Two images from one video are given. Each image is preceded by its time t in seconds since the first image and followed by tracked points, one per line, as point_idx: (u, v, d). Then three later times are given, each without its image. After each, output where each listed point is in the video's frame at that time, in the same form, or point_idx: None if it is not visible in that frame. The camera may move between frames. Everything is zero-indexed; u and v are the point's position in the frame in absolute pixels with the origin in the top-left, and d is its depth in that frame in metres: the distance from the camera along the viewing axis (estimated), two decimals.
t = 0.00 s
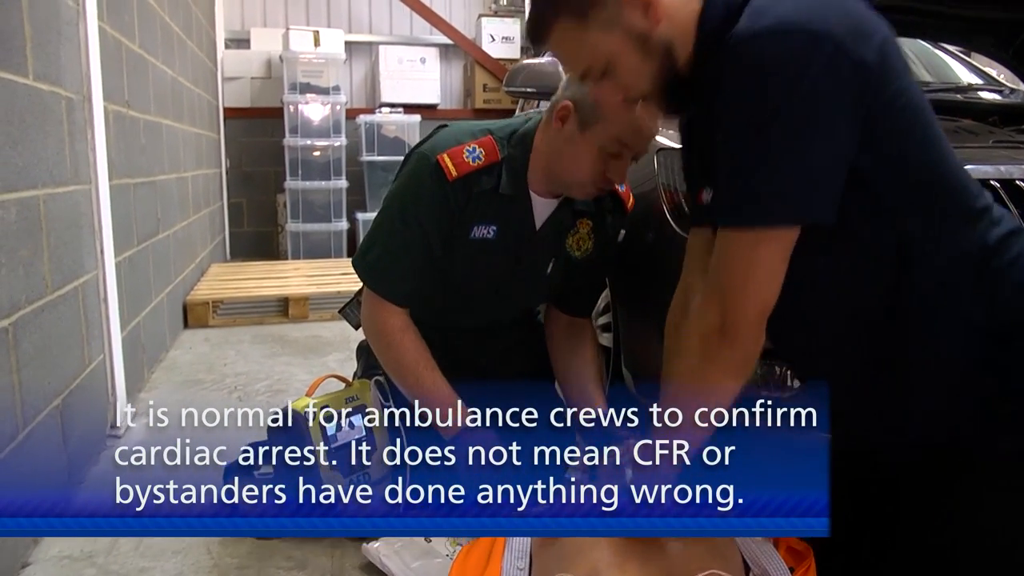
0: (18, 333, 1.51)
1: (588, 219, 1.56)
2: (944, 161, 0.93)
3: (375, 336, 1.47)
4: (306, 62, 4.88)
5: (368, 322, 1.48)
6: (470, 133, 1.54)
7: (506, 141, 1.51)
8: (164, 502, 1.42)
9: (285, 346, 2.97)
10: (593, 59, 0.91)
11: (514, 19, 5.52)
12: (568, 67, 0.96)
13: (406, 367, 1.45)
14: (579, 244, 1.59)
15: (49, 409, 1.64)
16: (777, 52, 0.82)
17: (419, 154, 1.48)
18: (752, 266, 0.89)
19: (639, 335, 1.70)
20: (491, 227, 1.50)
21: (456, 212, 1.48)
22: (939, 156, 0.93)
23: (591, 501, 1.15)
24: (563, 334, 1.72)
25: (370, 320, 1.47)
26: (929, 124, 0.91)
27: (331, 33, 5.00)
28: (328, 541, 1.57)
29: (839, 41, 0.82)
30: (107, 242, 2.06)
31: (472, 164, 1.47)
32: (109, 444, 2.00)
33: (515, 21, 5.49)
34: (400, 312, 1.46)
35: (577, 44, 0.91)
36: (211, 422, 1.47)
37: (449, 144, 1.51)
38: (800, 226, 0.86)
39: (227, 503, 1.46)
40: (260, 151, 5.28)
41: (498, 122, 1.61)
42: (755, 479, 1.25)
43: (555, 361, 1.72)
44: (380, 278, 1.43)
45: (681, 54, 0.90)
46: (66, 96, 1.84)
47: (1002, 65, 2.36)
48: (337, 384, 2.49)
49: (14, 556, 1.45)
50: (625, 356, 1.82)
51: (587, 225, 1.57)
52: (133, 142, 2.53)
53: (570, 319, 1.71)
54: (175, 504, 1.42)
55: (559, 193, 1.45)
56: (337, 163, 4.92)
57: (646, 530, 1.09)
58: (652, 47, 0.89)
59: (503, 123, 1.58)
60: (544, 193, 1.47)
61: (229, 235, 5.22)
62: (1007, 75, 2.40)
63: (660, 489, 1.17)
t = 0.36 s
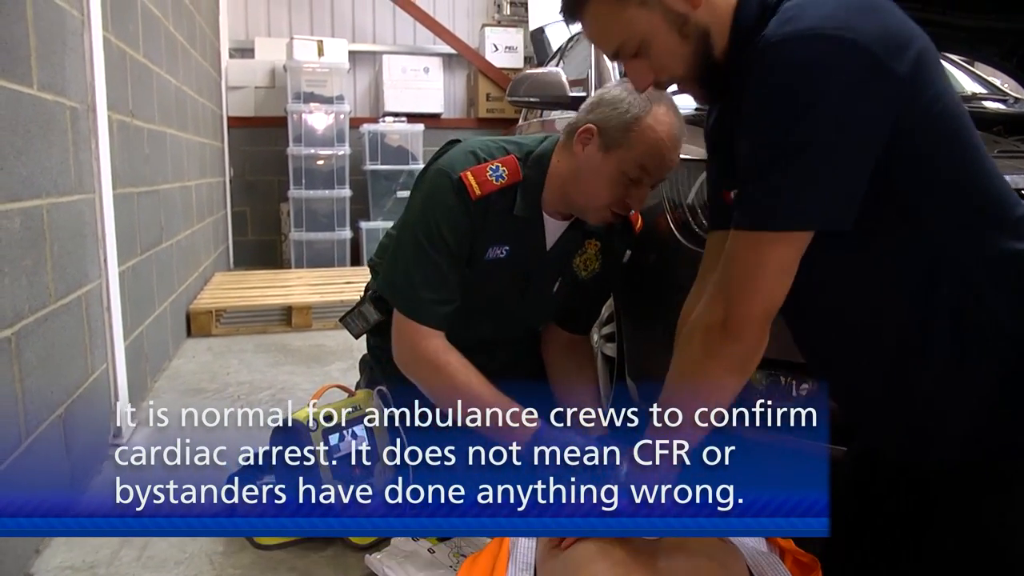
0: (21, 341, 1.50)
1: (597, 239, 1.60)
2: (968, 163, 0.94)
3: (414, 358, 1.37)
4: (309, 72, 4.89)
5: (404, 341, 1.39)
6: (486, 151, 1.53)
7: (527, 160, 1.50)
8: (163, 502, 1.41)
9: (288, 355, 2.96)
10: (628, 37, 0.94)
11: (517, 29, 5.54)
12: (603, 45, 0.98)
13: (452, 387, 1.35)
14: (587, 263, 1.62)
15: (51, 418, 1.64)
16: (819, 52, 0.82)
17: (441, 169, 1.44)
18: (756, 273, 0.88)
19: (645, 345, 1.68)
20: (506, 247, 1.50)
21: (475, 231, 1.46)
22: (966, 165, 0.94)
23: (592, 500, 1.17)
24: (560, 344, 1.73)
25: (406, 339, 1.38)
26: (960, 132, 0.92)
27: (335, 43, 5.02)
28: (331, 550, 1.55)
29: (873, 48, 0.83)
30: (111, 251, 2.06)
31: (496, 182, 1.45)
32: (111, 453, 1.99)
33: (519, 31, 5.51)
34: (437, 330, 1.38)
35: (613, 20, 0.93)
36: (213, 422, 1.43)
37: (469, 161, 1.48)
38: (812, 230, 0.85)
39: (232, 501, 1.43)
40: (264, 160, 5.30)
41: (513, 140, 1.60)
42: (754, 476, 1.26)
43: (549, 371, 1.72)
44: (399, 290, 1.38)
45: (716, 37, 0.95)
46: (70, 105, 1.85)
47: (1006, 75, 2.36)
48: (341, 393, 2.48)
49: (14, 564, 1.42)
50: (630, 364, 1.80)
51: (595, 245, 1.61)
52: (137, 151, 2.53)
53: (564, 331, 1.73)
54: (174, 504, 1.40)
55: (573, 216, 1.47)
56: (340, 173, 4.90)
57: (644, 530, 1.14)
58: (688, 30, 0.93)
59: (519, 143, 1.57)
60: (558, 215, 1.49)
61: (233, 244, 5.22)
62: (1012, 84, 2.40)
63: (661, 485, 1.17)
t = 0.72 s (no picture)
0: (30, 340, 1.51)
1: (609, 251, 1.60)
2: (957, 209, 0.98)
3: (429, 368, 1.37)
4: (317, 74, 4.91)
5: (418, 354, 1.39)
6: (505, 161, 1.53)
7: (546, 172, 1.51)
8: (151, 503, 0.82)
9: (295, 356, 2.97)
10: (603, 139, 0.97)
11: (524, 31, 5.54)
12: (580, 145, 1.02)
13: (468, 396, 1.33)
14: (599, 275, 1.62)
15: (59, 416, 1.64)
16: (799, 119, 0.87)
17: (463, 179, 1.45)
18: (770, 326, 0.90)
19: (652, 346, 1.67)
20: (519, 258, 1.52)
21: (491, 243, 1.48)
22: (956, 209, 0.97)
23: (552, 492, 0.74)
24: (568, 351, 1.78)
25: (421, 350, 1.38)
26: (948, 184, 0.96)
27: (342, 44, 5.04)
28: (337, 551, 1.54)
29: (853, 110, 0.88)
30: (119, 251, 2.07)
31: (516, 194, 1.45)
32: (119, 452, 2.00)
33: (526, 33, 5.52)
34: (455, 341, 1.39)
35: (589, 120, 0.97)
36: (200, 428, 0.97)
37: (489, 171, 1.49)
38: (814, 291, 0.89)
39: (234, 504, 0.85)
40: (271, 162, 5.31)
41: (530, 149, 1.61)
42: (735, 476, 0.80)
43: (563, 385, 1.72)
44: (417, 301, 1.39)
45: (686, 135, 0.97)
46: (81, 106, 1.85)
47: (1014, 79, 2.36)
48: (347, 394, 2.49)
49: (22, 563, 1.42)
50: (637, 365, 1.80)
51: (606, 257, 1.60)
52: (146, 152, 2.55)
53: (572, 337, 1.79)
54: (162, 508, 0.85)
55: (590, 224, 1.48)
56: (347, 174, 4.92)
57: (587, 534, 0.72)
58: (660, 131, 0.96)
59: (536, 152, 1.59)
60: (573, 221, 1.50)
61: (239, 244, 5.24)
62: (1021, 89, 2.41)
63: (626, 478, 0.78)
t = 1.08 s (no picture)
0: (27, 341, 1.51)
1: (610, 262, 1.61)
2: None
3: (431, 384, 1.40)
4: (317, 77, 4.91)
5: (422, 370, 1.42)
6: (508, 173, 1.57)
7: (549, 185, 1.55)
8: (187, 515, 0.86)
9: (292, 359, 2.97)
10: (826, 38, 0.77)
11: (524, 37, 5.56)
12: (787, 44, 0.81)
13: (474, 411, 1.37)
14: (599, 286, 1.62)
15: (56, 417, 1.63)
16: None
17: (467, 193, 1.48)
18: (948, 326, 0.72)
19: (650, 352, 1.67)
20: (519, 270, 1.56)
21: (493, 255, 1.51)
22: None
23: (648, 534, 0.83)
24: (569, 364, 1.78)
25: (424, 367, 1.41)
26: None
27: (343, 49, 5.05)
28: (333, 555, 1.53)
29: None
30: (118, 252, 2.07)
31: (519, 208, 1.50)
32: (115, 454, 1.99)
33: (526, 39, 5.54)
34: (457, 352, 1.41)
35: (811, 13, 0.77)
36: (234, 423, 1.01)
37: (493, 185, 1.53)
38: None
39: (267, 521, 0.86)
40: (270, 165, 5.32)
41: (533, 159, 1.65)
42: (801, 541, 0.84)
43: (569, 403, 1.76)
44: (419, 309, 1.41)
45: (909, 68, 0.80)
46: (82, 108, 1.86)
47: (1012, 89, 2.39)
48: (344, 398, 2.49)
49: (17, 564, 1.41)
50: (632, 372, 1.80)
51: (608, 269, 1.61)
52: (146, 154, 2.55)
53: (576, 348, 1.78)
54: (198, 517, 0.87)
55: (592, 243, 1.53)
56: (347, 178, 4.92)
57: None
58: (887, 50, 0.78)
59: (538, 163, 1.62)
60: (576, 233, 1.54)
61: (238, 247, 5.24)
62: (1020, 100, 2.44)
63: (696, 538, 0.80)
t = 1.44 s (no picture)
0: (16, 339, 1.50)
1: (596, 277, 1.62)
2: None
3: (426, 402, 1.40)
4: (306, 73, 4.89)
5: (418, 388, 1.41)
6: (497, 187, 1.54)
7: (539, 201, 1.52)
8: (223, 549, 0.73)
9: (282, 356, 2.96)
10: None
11: (513, 31, 5.55)
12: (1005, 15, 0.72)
13: (470, 423, 1.38)
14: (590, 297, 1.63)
15: (45, 415, 1.63)
16: None
17: (455, 209, 1.45)
18: None
19: (641, 345, 1.68)
20: (508, 285, 1.54)
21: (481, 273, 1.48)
22: None
23: None
24: (564, 364, 1.81)
25: (419, 384, 1.40)
26: None
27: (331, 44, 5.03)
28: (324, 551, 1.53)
29: None
30: (106, 249, 2.06)
31: (507, 228, 1.47)
32: (105, 452, 1.99)
33: (515, 33, 5.53)
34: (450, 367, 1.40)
35: None
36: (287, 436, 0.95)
37: (480, 202, 1.49)
38: None
39: None
40: (259, 161, 5.30)
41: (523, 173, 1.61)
42: None
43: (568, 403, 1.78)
44: (410, 330, 1.39)
45: None
46: (68, 104, 1.85)
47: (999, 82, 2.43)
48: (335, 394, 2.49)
49: (7, 562, 1.41)
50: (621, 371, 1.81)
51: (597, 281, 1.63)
52: (134, 150, 2.54)
53: (569, 349, 1.82)
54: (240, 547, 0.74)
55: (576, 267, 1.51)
56: (337, 174, 4.91)
57: None
58: None
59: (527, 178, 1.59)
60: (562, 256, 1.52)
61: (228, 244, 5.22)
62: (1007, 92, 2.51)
63: None
